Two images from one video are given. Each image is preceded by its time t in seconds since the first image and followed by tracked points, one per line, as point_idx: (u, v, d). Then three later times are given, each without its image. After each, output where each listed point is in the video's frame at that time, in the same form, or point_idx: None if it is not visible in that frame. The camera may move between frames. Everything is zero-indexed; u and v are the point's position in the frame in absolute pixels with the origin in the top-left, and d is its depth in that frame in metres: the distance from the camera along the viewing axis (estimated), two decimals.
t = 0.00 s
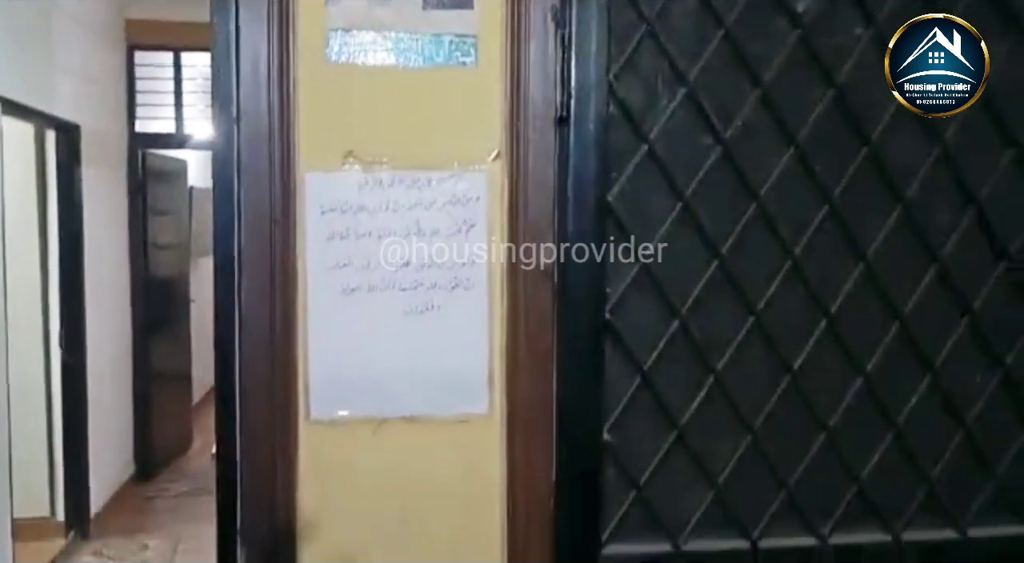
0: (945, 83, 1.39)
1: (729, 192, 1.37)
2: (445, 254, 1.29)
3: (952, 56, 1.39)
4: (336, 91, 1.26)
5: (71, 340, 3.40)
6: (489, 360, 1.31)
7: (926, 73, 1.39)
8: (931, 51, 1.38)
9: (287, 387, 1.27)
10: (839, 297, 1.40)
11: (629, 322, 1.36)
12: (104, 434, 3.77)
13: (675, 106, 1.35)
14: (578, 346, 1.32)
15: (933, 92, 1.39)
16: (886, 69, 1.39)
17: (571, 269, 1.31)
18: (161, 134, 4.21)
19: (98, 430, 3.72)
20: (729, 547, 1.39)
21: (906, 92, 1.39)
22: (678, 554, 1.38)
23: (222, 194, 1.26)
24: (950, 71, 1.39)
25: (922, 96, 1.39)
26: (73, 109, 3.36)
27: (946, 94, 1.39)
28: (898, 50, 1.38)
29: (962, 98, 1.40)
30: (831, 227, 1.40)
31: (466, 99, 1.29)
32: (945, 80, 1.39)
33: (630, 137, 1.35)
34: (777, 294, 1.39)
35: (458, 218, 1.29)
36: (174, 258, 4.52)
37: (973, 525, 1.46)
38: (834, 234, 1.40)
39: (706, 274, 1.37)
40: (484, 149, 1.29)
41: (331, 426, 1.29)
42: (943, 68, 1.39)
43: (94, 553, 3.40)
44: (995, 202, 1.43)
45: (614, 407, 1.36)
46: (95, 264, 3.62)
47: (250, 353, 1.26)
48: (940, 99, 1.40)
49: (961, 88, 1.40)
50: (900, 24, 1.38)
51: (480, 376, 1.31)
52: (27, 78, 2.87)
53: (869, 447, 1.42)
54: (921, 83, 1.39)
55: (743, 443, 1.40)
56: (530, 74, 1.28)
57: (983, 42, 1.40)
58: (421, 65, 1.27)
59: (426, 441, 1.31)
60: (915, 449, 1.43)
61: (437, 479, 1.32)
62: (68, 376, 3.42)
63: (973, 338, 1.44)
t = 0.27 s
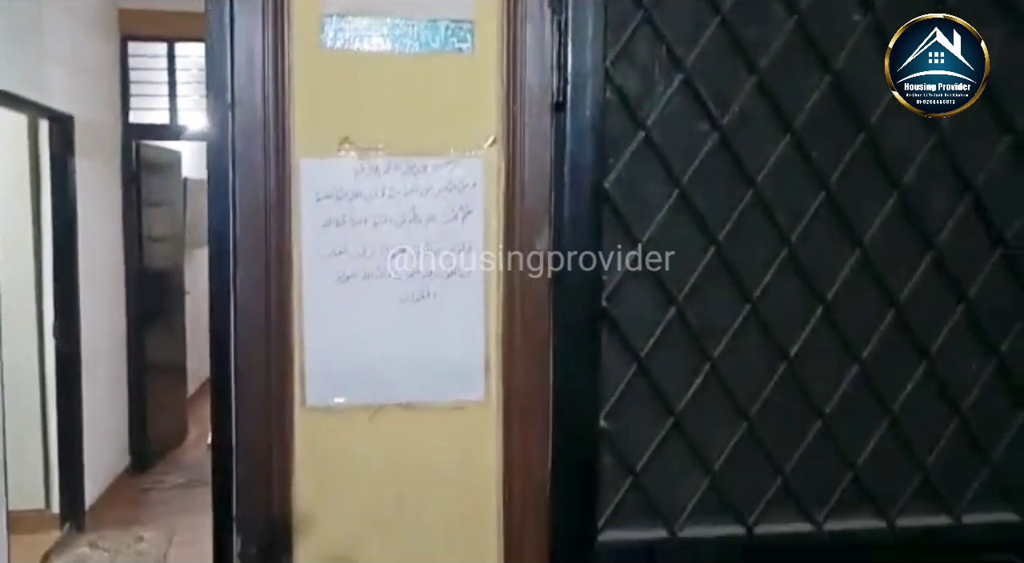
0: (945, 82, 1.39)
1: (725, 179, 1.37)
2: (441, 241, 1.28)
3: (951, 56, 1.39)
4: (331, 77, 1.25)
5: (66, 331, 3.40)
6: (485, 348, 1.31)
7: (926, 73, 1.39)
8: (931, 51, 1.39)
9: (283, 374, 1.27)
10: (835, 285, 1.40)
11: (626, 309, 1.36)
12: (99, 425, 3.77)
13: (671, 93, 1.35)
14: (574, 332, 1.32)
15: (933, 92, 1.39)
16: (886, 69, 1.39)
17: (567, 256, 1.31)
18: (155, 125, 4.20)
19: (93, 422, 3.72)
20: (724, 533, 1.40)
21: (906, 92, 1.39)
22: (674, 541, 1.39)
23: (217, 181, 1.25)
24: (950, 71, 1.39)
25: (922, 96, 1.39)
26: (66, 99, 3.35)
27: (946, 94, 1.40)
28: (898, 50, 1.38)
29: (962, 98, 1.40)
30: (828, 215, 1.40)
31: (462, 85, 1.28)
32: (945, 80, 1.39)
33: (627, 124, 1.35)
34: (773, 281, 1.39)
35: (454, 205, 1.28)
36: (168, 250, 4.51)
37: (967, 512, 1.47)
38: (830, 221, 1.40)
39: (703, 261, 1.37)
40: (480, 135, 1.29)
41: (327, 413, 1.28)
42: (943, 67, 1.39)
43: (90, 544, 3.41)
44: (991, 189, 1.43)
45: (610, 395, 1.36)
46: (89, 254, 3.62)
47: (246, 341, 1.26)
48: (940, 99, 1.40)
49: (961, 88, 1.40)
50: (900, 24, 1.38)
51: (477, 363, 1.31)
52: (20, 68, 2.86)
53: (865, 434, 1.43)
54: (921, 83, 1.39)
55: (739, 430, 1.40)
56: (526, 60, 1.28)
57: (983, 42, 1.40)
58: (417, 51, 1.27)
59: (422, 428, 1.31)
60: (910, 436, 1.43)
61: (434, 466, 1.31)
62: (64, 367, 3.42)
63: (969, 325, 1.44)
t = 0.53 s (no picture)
0: (945, 82, 1.39)
1: (721, 166, 1.37)
2: (436, 228, 1.28)
3: (952, 56, 1.39)
4: (326, 63, 1.25)
5: (60, 322, 3.39)
6: (480, 334, 1.31)
7: (926, 73, 1.39)
8: (931, 51, 1.39)
9: (278, 361, 1.27)
10: (830, 272, 1.40)
11: (621, 296, 1.36)
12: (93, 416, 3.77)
13: (667, 79, 1.35)
14: (570, 318, 1.31)
15: (933, 92, 1.39)
16: (886, 69, 1.38)
17: (562, 242, 1.31)
18: (149, 116, 4.19)
19: (88, 414, 3.71)
20: (719, 519, 1.40)
21: (905, 92, 1.39)
22: (669, 526, 1.39)
23: (211, 166, 1.25)
24: (950, 71, 1.39)
25: (923, 96, 1.39)
26: (58, 90, 3.34)
27: (946, 94, 1.40)
28: (898, 50, 1.38)
29: (962, 98, 1.41)
30: (823, 201, 1.40)
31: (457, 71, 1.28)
32: (945, 80, 1.39)
33: (622, 110, 1.34)
34: (769, 268, 1.39)
35: (449, 190, 1.28)
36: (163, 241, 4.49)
37: (961, 498, 1.47)
38: (826, 208, 1.40)
39: (699, 247, 1.37)
40: (475, 122, 1.28)
41: (322, 399, 1.28)
42: (943, 67, 1.39)
43: (85, 535, 3.41)
44: (986, 176, 1.43)
45: (606, 381, 1.36)
46: (83, 245, 3.61)
47: (241, 326, 1.26)
48: (940, 99, 1.40)
49: (961, 88, 1.40)
50: (900, 24, 1.38)
51: (472, 349, 1.30)
52: (12, 58, 2.85)
53: (860, 420, 1.43)
54: (921, 83, 1.39)
55: (734, 416, 1.40)
56: (522, 46, 1.27)
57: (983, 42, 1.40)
58: (412, 37, 1.26)
59: (417, 414, 1.30)
60: (905, 422, 1.44)
61: (430, 452, 1.31)
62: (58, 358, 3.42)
63: (963, 312, 1.44)
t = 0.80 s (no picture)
0: (945, 82, 1.40)
1: (717, 153, 1.37)
2: (432, 213, 1.28)
3: (952, 56, 1.39)
4: (322, 48, 1.24)
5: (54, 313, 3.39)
6: (477, 320, 1.31)
7: (926, 73, 1.40)
8: (931, 51, 1.39)
9: (274, 346, 1.27)
10: (825, 258, 1.41)
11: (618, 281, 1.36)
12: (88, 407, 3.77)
13: (664, 66, 1.35)
14: (566, 304, 1.32)
15: (933, 92, 1.40)
16: (887, 69, 1.39)
17: (559, 228, 1.31)
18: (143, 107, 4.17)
19: (82, 406, 3.71)
20: (716, 504, 1.41)
21: (906, 92, 1.39)
22: (665, 512, 1.39)
23: (207, 151, 1.25)
24: (950, 71, 1.40)
25: (923, 96, 1.40)
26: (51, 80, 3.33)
27: (946, 94, 1.40)
28: (898, 51, 1.38)
29: (962, 98, 1.41)
30: (819, 188, 1.40)
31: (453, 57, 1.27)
32: (945, 80, 1.40)
33: (619, 96, 1.34)
34: (764, 254, 1.40)
35: (445, 176, 1.28)
36: (157, 233, 4.48)
37: (955, 484, 1.48)
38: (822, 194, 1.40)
39: (695, 233, 1.37)
40: (471, 107, 1.28)
41: (319, 385, 1.28)
42: (943, 67, 1.39)
43: (80, 526, 3.41)
44: (981, 162, 1.43)
45: (602, 367, 1.37)
46: (77, 236, 3.60)
47: (238, 311, 1.26)
48: (941, 99, 1.40)
49: (961, 88, 1.41)
50: (900, 24, 1.38)
51: (469, 334, 1.31)
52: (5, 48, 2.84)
53: (855, 406, 1.43)
54: (921, 83, 1.40)
55: (730, 402, 1.41)
56: (518, 31, 1.27)
57: (983, 42, 1.40)
58: (408, 22, 1.26)
59: (414, 400, 1.30)
60: (900, 408, 1.44)
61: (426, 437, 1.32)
62: (52, 350, 3.42)
63: (958, 298, 1.45)
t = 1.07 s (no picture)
0: (945, 83, 1.40)
1: (713, 139, 1.37)
2: (429, 198, 1.28)
3: (952, 56, 1.40)
4: (318, 32, 1.24)
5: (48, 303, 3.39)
6: (474, 305, 1.31)
7: (926, 73, 1.40)
8: (931, 51, 1.39)
9: (270, 332, 1.26)
10: (821, 244, 1.41)
11: (614, 266, 1.36)
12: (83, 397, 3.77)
13: (660, 51, 1.34)
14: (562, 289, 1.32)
15: (933, 92, 1.41)
16: (887, 70, 1.39)
17: (556, 213, 1.31)
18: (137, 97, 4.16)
19: (78, 395, 3.71)
20: (712, 488, 1.41)
21: (905, 92, 1.40)
22: (661, 497, 1.39)
23: (202, 136, 1.24)
24: (950, 71, 1.40)
25: (922, 96, 1.40)
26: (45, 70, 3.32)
27: (946, 94, 1.41)
28: (898, 51, 1.38)
29: (962, 98, 1.41)
30: (816, 174, 1.41)
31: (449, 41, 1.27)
32: (945, 80, 1.40)
33: (616, 81, 1.34)
34: (760, 240, 1.40)
35: (442, 160, 1.28)
36: (152, 223, 4.47)
37: (949, 468, 1.48)
38: (818, 180, 1.41)
39: (691, 218, 1.38)
40: (468, 92, 1.28)
41: (315, 369, 1.28)
42: (943, 68, 1.40)
43: (75, 516, 3.41)
44: (977, 148, 1.43)
45: (599, 352, 1.37)
46: (71, 226, 3.60)
47: (234, 297, 1.25)
48: (940, 99, 1.41)
49: (961, 88, 1.41)
50: (900, 24, 1.38)
51: (466, 318, 1.31)
52: None
53: (850, 391, 1.44)
54: (921, 83, 1.40)
55: (726, 387, 1.41)
56: (514, 15, 1.26)
57: (982, 42, 1.41)
58: (405, 6, 1.25)
59: (410, 385, 1.31)
60: (894, 393, 1.45)
61: (423, 423, 1.32)
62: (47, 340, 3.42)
63: (953, 284, 1.45)
